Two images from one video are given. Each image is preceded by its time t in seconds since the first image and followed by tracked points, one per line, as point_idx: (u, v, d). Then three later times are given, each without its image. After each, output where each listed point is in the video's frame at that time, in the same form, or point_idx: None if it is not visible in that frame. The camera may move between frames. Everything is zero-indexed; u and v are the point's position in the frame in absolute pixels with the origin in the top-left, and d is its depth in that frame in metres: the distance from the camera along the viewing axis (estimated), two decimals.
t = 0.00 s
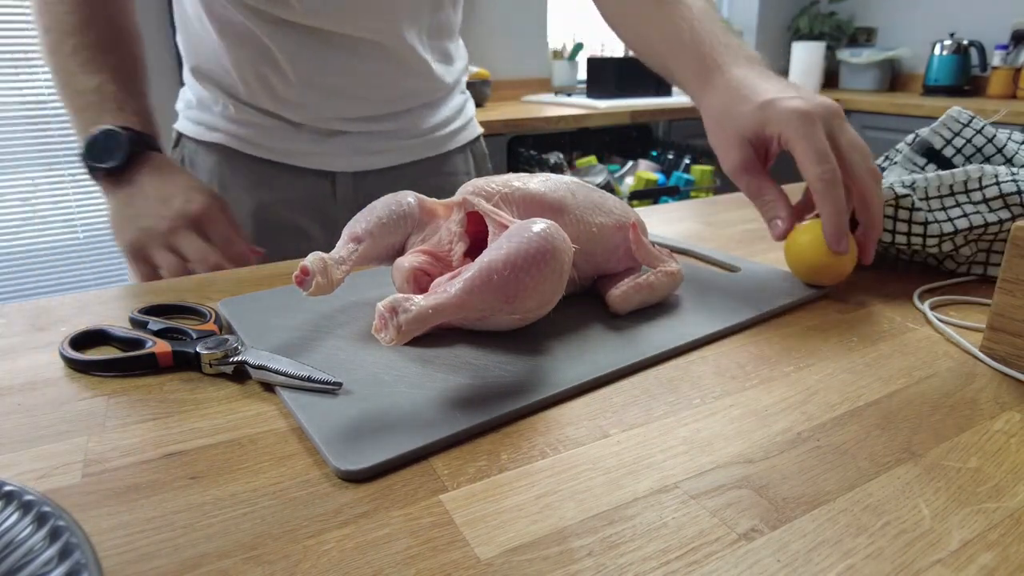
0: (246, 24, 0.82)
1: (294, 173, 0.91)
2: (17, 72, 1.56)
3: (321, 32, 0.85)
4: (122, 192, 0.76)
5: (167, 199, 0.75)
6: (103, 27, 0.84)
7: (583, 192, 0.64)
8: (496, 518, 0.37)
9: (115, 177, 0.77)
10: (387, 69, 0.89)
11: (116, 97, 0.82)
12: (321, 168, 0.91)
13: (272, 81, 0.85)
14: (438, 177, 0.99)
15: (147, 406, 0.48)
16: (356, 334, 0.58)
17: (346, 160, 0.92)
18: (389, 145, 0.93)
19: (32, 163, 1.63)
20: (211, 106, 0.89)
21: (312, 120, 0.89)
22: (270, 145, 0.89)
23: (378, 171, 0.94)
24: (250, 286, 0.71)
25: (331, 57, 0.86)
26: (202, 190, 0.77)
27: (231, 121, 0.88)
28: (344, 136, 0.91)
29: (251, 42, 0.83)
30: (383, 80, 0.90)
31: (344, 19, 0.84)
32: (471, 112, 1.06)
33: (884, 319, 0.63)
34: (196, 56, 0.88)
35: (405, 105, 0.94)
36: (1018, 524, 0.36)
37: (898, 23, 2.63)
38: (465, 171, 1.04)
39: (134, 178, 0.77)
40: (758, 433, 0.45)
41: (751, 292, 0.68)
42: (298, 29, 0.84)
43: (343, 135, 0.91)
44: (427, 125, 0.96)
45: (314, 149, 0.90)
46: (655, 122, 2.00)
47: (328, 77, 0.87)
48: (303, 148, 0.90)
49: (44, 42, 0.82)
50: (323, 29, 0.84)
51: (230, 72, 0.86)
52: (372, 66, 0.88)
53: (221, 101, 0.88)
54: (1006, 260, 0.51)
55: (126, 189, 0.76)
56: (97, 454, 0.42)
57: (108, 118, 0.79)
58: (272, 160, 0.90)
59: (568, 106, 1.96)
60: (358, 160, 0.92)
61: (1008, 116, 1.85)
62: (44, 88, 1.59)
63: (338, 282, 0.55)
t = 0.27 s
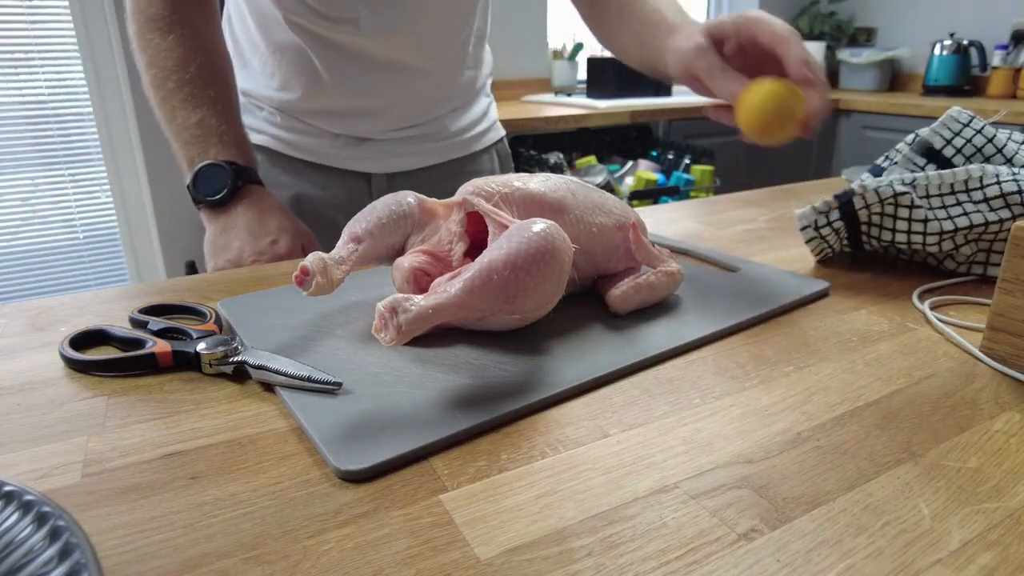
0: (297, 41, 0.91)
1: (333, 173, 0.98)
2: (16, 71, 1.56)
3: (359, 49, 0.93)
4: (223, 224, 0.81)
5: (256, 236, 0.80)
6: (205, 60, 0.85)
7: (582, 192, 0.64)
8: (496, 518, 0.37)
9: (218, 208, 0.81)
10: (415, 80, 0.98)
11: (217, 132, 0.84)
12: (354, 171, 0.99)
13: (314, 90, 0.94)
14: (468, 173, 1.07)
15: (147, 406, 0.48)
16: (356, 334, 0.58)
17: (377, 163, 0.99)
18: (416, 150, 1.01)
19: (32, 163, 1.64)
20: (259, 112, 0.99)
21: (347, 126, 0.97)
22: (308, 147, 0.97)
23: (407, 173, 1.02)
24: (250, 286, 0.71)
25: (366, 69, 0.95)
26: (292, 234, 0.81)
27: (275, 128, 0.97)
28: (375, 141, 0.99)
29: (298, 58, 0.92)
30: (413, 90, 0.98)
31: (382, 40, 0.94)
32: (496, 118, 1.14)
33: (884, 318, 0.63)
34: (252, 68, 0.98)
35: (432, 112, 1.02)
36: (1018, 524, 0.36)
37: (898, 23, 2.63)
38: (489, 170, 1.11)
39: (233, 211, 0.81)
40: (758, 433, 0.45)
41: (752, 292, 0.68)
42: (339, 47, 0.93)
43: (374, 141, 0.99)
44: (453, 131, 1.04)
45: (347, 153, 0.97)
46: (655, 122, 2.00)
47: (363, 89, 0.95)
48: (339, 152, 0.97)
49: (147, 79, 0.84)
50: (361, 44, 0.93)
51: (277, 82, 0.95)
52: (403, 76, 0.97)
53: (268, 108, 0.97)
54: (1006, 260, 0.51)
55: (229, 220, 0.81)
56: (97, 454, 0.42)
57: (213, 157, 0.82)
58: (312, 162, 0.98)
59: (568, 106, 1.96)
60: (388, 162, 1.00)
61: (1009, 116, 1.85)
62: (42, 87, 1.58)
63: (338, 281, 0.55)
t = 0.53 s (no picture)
0: (273, 31, 0.89)
1: (311, 173, 0.95)
2: (15, 71, 1.55)
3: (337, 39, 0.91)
4: (199, 192, 0.76)
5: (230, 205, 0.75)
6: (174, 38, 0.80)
7: (582, 192, 0.64)
8: (496, 518, 0.37)
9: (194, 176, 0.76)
10: (396, 71, 0.96)
11: (191, 108, 0.79)
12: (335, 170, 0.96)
13: (292, 83, 0.91)
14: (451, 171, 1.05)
15: (147, 406, 0.48)
16: (356, 334, 0.58)
17: (359, 161, 0.96)
18: (400, 145, 0.98)
19: (31, 163, 1.63)
20: (233, 116, 0.94)
21: (326, 122, 0.93)
22: (287, 148, 0.93)
23: (390, 171, 0.99)
24: (250, 286, 0.71)
25: (345, 61, 0.92)
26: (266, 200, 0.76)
27: (252, 131, 0.93)
28: (357, 138, 0.96)
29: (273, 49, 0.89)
30: (394, 81, 0.96)
31: (360, 29, 0.92)
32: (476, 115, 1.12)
33: (884, 318, 0.63)
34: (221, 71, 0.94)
35: (413, 105, 0.99)
36: (1018, 524, 0.36)
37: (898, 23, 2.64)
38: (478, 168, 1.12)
39: (209, 180, 0.77)
40: (758, 433, 0.45)
41: (752, 292, 0.68)
42: (315, 37, 0.90)
43: (355, 138, 0.96)
44: (437, 124, 1.01)
45: (327, 150, 0.94)
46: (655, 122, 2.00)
47: (341, 85, 0.93)
48: (319, 151, 0.94)
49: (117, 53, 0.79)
50: (339, 34, 0.91)
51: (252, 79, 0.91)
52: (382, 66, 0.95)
53: (243, 110, 0.93)
54: (1007, 260, 0.51)
55: (203, 190, 0.76)
56: (97, 454, 0.42)
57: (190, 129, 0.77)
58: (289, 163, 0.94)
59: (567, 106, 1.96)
60: (371, 159, 0.97)
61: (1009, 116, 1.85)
62: (43, 87, 1.58)
63: (338, 281, 0.55)
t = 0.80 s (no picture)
0: (238, 24, 0.88)
1: (273, 169, 0.96)
2: (15, 71, 1.55)
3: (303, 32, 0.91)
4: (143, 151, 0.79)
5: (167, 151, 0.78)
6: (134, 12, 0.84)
7: (582, 192, 0.64)
8: (496, 518, 0.37)
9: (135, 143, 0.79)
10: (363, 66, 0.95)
11: (139, 76, 0.83)
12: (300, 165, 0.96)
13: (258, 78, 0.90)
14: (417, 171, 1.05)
15: (147, 406, 0.48)
16: (356, 334, 0.58)
17: (326, 157, 0.96)
18: (366, 141, 0.98)
19: (31, 163, 1.63)
20: (198, 112, 0.93)
21: (292, 117, 0.93)
22: (252, 144, 0.93)
23: (356, 168, 0.99)
24: (250, 286, 0.71)
25: (311, 56, 0.92)
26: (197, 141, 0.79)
27: (218, 127, 0.93)
28: (323, 133, 0.96)
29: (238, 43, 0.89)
30: (361, 76, 0.96)
31: (326, 22, 0.92)
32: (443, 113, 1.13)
33: (884, 318, 0.63)
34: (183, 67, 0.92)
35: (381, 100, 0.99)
36: (1018, 524, 0.36)
37: (897, 23, 2.64)
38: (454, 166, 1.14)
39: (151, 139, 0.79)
40: (758, 433, 0.45)
41: (751, 292, 0.68)
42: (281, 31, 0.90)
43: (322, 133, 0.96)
44: (406, 120, 1.01)
45: (292, 146, 0.94)
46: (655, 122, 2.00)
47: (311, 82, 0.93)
48: (284, 146, 0.94)
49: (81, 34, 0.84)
50: (305, 27, 0.91)
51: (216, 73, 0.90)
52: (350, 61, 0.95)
53: (209, 105, 0.92)
54: (1007, 259, 0.51)
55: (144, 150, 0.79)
56: (97, 454, 0.42)
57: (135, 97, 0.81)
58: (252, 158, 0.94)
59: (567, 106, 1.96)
60: (337, 155, 0.97)
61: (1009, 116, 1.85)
62: (42, 88, 1.59)
63: (338, 281, 0.55)
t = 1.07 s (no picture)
0: (230, 34, 0.91)
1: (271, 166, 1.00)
2: (16, 71, 1.55)
3: (293, 38, 0.94)
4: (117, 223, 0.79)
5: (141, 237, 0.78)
6: (126, 67, 0.84)
7: (582, 192, 0.64)
8: (496, 518, 0.37)
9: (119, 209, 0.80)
10: (350, 69, 1.00)
11: (122, 138, 0.83)
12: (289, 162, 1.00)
13: (251, 82, 0.94)
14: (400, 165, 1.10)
15: (147, 406, 0.48)
16: (356, 334, 0.58)
17: (321, 153, 1.01)
18: (352, 139, 1.03)
19: (31, 163, 1.62)
20: (194, 112, 0.97)
21: (282, 118, 0.97)
22: (243, 142, 0.97)
23: (344, 164, 1.04)
24: (250, 286, 0.71)
25: (300, 61, 0.96)
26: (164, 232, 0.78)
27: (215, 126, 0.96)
28: (311, 132, 1.00)
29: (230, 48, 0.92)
30: (349, 78, 1.00)
31: (315, 29, 0.95)
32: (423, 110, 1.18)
33: (884, 318, 0.63)
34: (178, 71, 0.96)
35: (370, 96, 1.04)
36: (1018, 524, 0.36)
37: (897, 23, 2.64)
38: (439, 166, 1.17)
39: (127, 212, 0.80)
40: (758, 433, 0.45)
41: (751, 292, 0.68)
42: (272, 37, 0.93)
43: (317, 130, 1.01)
44: (390, 119, 1.06)
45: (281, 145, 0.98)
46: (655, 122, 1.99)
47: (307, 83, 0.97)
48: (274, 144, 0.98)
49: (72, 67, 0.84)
50: (295, 35, 0.94)
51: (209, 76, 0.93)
52: (337, 64, 0.99)
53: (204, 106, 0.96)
54: (1007, 260, 0.51)
55: (121, 221, 0.79)
56: (97, 454, 0.42)
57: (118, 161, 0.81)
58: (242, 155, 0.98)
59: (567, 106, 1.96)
60: (327, 152, 1.01)
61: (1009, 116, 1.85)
62: (43, 88, 1.59)
63: (338, 281, 0.55)
